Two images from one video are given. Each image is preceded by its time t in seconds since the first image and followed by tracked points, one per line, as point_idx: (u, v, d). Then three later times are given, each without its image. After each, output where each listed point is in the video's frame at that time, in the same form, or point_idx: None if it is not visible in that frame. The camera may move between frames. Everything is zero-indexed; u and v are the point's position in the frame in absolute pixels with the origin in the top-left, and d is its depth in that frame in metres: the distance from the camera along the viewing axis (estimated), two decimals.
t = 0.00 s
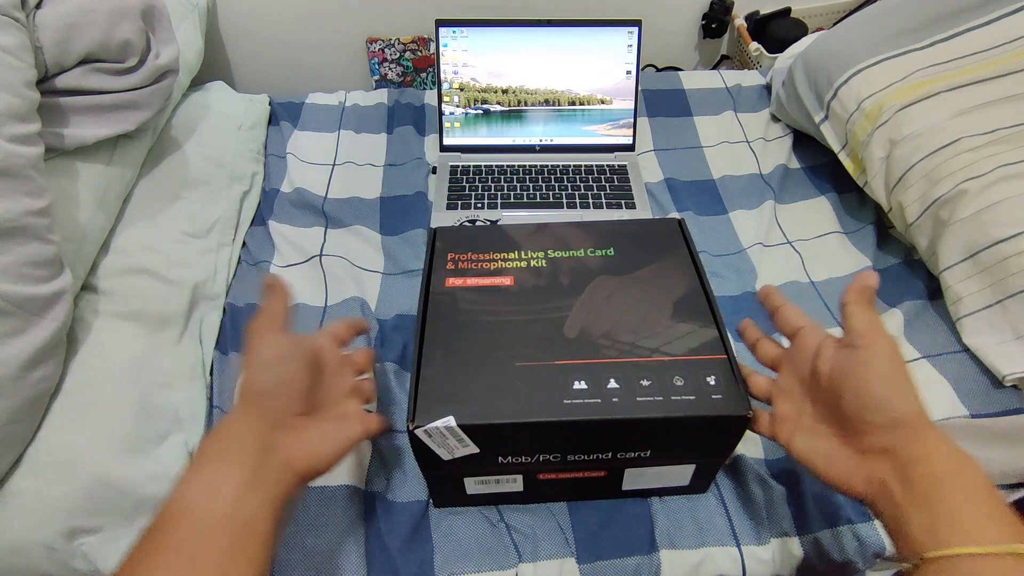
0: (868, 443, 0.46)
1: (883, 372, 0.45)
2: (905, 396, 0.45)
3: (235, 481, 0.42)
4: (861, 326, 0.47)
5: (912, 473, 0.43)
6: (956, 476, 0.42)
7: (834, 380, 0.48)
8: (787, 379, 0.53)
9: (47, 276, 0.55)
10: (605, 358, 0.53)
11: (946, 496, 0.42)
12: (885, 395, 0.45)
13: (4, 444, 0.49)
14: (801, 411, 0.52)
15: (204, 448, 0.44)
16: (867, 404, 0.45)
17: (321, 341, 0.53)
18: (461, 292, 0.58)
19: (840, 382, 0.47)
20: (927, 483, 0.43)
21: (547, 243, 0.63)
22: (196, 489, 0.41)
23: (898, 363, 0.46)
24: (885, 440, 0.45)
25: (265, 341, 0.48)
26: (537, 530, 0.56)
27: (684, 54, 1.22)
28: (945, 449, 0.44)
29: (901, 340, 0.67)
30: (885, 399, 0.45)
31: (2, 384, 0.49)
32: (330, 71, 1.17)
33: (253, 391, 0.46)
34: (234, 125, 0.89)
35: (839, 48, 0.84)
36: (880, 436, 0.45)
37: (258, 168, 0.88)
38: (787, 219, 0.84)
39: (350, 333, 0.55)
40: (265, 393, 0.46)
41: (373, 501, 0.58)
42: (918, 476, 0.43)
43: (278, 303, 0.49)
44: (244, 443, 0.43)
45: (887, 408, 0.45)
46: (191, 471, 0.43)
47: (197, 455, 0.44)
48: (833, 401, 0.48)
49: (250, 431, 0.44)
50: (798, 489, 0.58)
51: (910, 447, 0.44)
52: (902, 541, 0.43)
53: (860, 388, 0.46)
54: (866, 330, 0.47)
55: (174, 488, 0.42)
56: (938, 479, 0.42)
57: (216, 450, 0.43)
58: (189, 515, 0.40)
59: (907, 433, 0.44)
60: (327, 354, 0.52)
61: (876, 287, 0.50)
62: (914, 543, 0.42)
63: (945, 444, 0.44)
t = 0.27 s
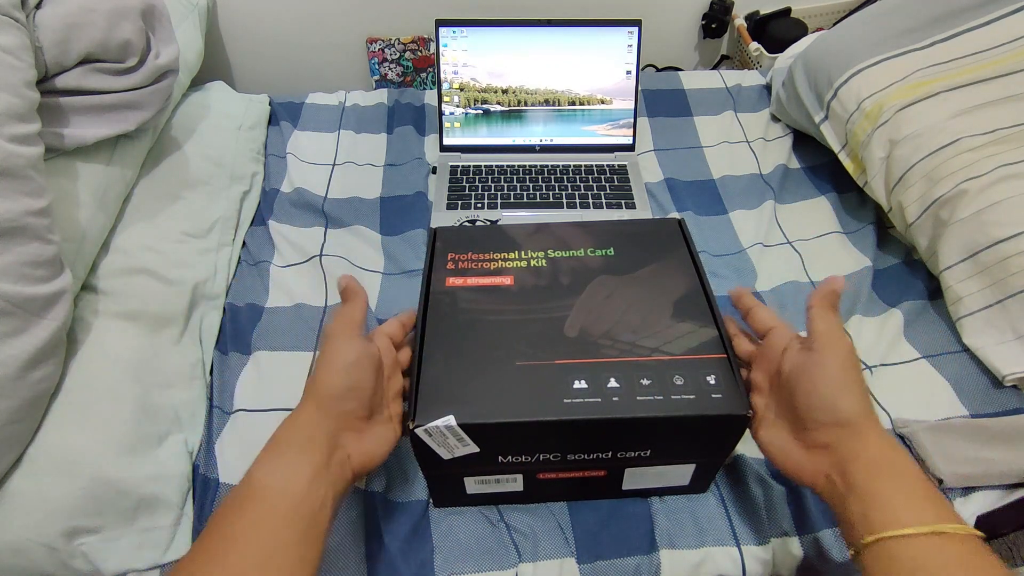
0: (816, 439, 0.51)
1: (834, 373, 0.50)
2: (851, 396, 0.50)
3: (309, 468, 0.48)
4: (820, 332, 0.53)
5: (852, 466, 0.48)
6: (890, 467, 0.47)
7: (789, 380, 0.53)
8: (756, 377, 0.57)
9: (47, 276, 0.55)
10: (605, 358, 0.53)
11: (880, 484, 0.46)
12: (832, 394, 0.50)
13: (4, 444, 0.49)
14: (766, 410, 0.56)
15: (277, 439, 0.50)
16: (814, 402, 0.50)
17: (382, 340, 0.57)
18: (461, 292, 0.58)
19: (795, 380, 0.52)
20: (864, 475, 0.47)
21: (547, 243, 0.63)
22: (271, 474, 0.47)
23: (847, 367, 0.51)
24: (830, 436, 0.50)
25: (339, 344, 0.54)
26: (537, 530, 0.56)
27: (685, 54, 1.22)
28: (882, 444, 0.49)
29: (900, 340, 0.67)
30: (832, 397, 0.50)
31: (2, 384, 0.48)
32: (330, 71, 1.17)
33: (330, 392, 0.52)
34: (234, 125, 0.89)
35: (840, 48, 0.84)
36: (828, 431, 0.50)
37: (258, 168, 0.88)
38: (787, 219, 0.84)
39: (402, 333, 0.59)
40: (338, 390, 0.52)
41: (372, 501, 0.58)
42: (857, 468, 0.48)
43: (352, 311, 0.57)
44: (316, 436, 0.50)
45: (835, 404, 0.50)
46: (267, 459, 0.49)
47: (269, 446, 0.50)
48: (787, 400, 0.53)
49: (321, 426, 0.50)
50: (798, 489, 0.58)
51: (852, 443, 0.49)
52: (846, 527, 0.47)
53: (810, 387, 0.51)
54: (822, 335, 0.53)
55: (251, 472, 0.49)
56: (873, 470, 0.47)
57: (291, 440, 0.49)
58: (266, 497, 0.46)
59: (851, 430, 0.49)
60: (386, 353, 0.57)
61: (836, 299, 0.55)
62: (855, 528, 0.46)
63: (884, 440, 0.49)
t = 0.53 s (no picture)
0: (793, 447, 0.52)
1: (805, 384, 0.51)
2: (824, 404, 0.50)
3: (334, 475, 0.48)
4: (788, 341, 0.53)
5: (825, 472, 0.49)
6: (863, 469, 0.48)
7: (764, 391, 0.53)
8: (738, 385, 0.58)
9: (47, 276, 0.55)
10: (605, 358, 0.53)
11: (851, 487, 0.47)
12: (802, 402, 0.50)
13: (4, 444, 0.49)
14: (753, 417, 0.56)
15: (302, 441, 0.51)
16: (786, 412, 0.51)
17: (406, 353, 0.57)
18: (461, 292, 0.58)
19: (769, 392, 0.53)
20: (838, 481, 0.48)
21: (547, 243, 0.63)
22: (299, 475, 0.48)
23: (817, 373, 0.52)
24: (806, 444, 0.51)
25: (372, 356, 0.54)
26: (537, 531, 0.56)
27: (684, 54, 1.22)
28: (856, 447, 0.49)
29: (900, 340, 0.67)
30: (802, 405, 0.50)
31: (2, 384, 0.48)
32: (330, 70, 1.17)
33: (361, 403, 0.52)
34: (234, 125, 0.89)
35: (840, 48, 0.84)
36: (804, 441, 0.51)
37: (258, 169, 0.88)
38: (787, 219, 0.84)
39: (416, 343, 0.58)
40: (371, 404, 0.52)
41: (372, 501, 0.58)
42: (830, 473, 0.48)
43: (388, 327, 0.56)
44: (343, 443, 0.50)
45: (806, 414, 0.50)
46: (292, 459, 0.49)
47: (294, 447, 0.50)
48: (764, 410, 0.54)
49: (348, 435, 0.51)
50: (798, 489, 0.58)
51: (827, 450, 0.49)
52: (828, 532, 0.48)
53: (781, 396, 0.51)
54: (791, 344, 0.53)
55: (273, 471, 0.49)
56: (844, 472, 0.48)
57: (318, 444, 0.50)
58: (293, 500, 0.46)
59: (825, 438, 0.50)
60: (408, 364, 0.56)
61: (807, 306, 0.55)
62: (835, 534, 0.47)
63: (857, 446, 0.49)
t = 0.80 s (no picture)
0: (797, 449, 0.52)
1: (808, 384, 0.51)
2: (828, 405, 0.50)
3: (332, 476, 0.48)
4: (791, 343, 0.53)
5: (829, 473, 0.49)
6: (867, 470, 0.48)
7: (769, 394, 0.53)
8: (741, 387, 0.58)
9: (47, 276, 0.55)
10: (605, 358, 0.53)
11: (855, 488, 0.47)
12: (806, 405, 0.50)
13: (4, 444, 0.49)
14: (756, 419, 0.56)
15: (302, 441, 0.51)
16: (790, 415, 0.51)
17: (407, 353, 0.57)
18: (461, 292, 0.58)
19: (773, 393, 0.53)
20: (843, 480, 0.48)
21: (547, 243, 0.63)
22: (299, 476, 0.48)
23: (820, 375, 0.51)
24: (810, 446, 0.50)
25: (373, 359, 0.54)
26: (537, 530, 0.56)
27: (684, 54, 1.22)
28: (860, 449, 0.49)
29: (900, 340, 0.67)
30: (806, 408, 0.50)
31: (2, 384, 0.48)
32: (330, 71, 1.17)
33: (359, 408, 0.51)
34: (234, 125, 0.89)
35: (840, 48, 0.84)
36: (808, 441, 0.51)
37: (258, 169, 0.88)
38: (787, 219, 0.84)
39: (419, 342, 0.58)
40: (371, 406, 0.52)
41: (372, 501, 0.58)
42: (834, 475, 0.48)
43: (391, 330, 0.56)
44: (343, 446, 0.50)
45: (810, 414, 0.50)
46: (291, 458, 0.49)
47: (294, 447, 0.50)
48: (768, 413, 0.54)
49: (349, 437, 0.51)
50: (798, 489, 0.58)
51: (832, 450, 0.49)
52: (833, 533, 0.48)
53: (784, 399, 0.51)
54: (794, 346, 0.52)
55: (272, 471, 0.49)
56: (848, 474, 0.48)
57: (317, 444, 0.50)
58: (292, 500, 0.46)
59: (829, 438, 0.50)
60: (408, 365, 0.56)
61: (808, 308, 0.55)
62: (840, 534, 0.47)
63: (861, 446, 0.49)
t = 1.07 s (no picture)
0: (798, 449, 0.52)
1: (810, 385, 0.51)
2: (830, 406, 0.50)
3: (330, 476, 0.48)
4: (793, 344, 0.53)
5: (829, 474, 0.49)
6: (867, 471, 0.48)
7: (770, 395, 0.53)
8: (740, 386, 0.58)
9: (47, 276, 0.55)
10: (605, 358, 0.53)
11: (856, 489, 0.47)
12: (807, 406, 0.50)
13: (4, 444, 0.49)
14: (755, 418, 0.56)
15: (301, 440, 0.51)
16: (791, 415, 0.51)
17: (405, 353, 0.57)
18: (461, 292, 0.58)
19: (775, 394, 0.53)
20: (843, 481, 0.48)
21: (547, 243, 0.63)
22: (298, 476, 0.48)
23: (821, 376, 0.51)
24: (811, 447, 0.50)
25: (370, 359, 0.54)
26: (538, 531, 0.56)
27: (685, 53, 1.22)
28: (860, 449, 0.49)
29: (900, 340, 0.67)
30: (807, 409, 0.50)
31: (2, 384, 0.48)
32: (330, 70, 1.17)
33: (356, 408, 0.52)
34: (234, 125, 0.89)
35: (840, 48, 0.84)
36: (808, 441, 0.50)
37: (258, 169, 0.88)
38: (787, 219, 0.84)
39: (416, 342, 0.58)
40: (367, 406, 0.52)
41: (372, 501, 0.58)
42: (835, 476, 0.48)
43: (388, 329, 0.56)
44: (341, 446, 0.50)
45: (812, 415, 0.50)
46: (289, 459, 0.49)
47: (292, 448, 0.50)
48: (769, 413, 0.54)
49: (347, 437, 0.51)
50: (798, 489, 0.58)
51: (832, 450, 0.49)
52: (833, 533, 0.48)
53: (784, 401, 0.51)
54: (796, 347, 0.52)
55: (271, 471, 0.49)
56: (848, 474, 0.48)
57: (315, 444, 0.50)
58: (291, 499, 0.46)
59: (830, 439, 0.50)
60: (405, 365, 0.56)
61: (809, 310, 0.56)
62: (840, 534, 0.47)
63: (862, 446, 0.49)
